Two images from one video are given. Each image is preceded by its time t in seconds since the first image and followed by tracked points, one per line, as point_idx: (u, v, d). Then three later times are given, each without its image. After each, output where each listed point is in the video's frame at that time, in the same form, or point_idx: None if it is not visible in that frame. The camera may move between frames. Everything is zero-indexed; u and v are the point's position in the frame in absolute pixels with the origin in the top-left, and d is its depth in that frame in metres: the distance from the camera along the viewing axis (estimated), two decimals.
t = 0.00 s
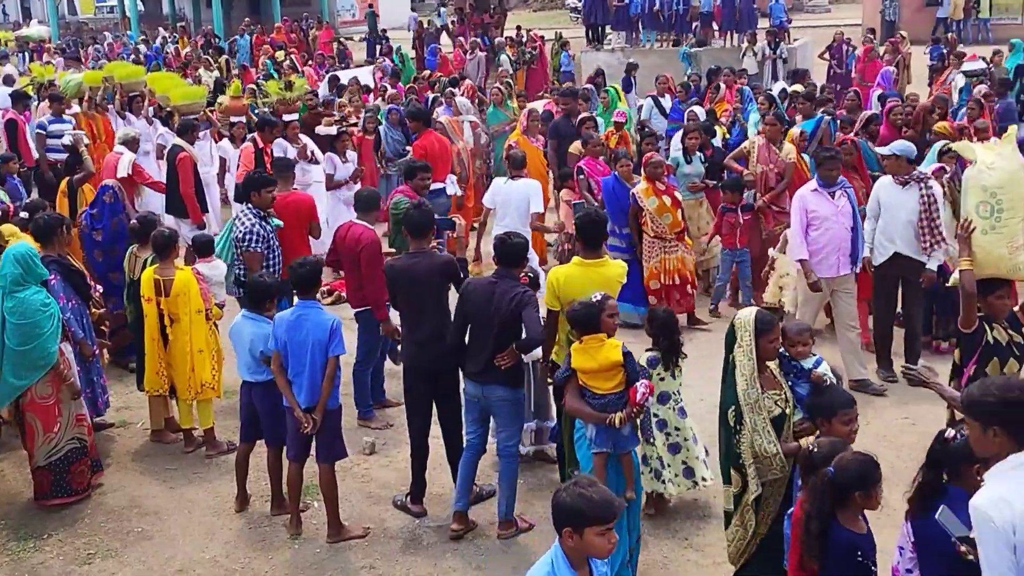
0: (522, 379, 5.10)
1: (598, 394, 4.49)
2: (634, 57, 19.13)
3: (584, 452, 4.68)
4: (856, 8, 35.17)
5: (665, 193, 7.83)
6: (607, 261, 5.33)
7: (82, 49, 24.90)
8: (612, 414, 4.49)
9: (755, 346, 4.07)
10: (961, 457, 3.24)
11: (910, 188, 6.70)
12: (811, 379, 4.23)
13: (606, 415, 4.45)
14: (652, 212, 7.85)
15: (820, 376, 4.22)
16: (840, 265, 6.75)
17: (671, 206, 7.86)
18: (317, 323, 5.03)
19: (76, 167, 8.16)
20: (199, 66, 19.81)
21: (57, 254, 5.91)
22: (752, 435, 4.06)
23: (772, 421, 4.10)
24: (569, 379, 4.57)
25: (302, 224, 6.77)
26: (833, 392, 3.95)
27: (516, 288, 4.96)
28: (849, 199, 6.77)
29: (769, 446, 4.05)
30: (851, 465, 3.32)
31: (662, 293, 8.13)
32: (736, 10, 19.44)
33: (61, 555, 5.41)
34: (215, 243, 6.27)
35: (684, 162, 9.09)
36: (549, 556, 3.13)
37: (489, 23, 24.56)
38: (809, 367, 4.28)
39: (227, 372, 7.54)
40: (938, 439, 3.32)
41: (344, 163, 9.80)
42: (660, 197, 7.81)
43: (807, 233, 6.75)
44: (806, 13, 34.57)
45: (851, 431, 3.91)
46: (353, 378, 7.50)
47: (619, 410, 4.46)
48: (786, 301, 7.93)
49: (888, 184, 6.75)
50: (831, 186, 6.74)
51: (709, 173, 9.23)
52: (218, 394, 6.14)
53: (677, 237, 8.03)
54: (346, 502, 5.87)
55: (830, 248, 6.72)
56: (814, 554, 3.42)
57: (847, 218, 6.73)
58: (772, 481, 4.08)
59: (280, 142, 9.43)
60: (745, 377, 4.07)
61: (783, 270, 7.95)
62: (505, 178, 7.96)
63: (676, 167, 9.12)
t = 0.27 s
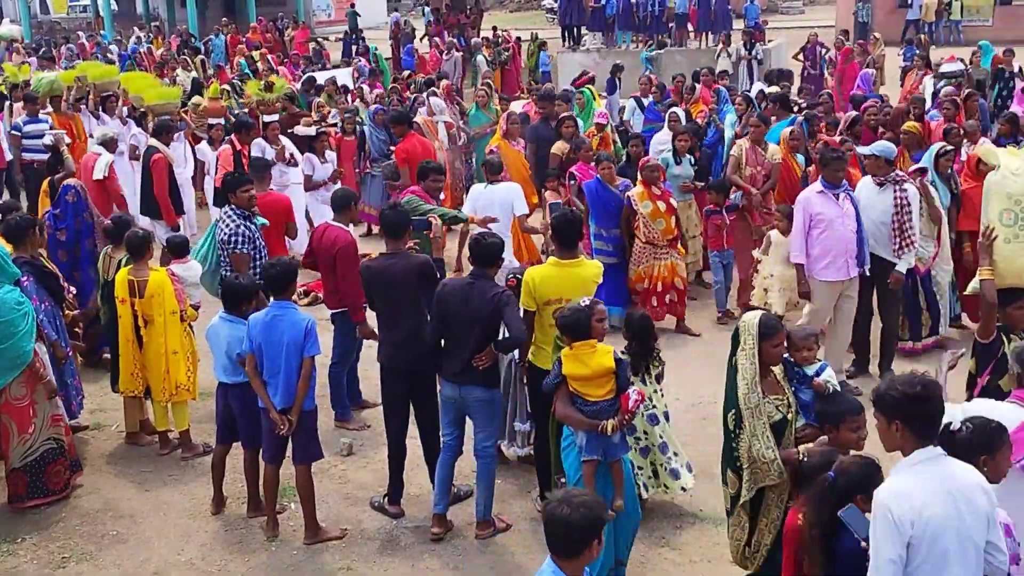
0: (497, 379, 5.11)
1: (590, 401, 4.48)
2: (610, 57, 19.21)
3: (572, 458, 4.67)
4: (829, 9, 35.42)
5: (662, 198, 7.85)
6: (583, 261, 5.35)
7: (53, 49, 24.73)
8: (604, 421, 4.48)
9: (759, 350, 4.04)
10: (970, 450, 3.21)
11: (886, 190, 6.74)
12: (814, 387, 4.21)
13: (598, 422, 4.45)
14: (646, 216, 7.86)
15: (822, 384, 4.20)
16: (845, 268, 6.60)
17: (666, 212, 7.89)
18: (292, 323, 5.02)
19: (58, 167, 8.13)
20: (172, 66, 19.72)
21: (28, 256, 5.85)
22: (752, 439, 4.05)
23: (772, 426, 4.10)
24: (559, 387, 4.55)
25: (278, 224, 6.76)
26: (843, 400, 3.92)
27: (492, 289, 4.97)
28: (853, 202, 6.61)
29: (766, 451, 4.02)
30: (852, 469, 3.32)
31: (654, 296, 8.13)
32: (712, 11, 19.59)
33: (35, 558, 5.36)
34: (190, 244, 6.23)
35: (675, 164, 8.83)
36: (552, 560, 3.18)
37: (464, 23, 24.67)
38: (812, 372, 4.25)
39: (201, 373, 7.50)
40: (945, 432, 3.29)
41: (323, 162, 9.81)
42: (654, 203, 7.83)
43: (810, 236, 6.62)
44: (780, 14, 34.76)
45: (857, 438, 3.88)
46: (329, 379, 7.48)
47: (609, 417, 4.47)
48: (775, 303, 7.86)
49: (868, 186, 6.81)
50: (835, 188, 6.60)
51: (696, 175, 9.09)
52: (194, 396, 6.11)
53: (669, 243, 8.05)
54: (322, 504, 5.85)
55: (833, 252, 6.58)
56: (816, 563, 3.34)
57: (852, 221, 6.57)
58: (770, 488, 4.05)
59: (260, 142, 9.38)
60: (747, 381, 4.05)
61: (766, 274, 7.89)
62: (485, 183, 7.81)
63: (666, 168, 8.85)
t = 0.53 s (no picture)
0: (476, 381, 5.08)
1: (588, 410, 4.53)
2: (593, 57, 19.23)
3: (567, 465, 4.72)
4: (811, 8, 35.57)
5: (672, 200, 7.87)
6: (566, 261, 5.35)
7: (33, 51, 24.56)
8: (600, 430, 4.52)
9: (756, 359, 4.05)
10: (978, 455, 3.11)
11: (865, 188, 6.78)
12: (816, 393, 4.14)
13: (594, 430, 4.49)
14: (656, 216, 7.89)
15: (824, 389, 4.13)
16: (848, 270, 6.44)
17: (675, 213, 7.90)
18: (275, 326, 4.99)
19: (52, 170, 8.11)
20: (153, 68, 19.61)
21: (9, 259, 5.80)
22: (748, 448, 4.09)
23: (771, 434, 4.11)
24: (558, 393, 4.59)
25: (262, 226, 6.74)
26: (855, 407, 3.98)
27: (462, 289, 4.96)
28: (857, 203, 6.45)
29: (763, 461, 4.05)
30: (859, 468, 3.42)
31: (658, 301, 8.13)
32: (694, 11, 19.63)
33: (18, 564, 5.32)
34: (172, 246, 6.20)
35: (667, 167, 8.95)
36: (563, 567, 3.07)
37: (447, 24, 24.66)
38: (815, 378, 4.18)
39: (184, 377, 7.46)
40: (955, 435, 3.20)
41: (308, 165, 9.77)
42: (665, 202, 7.87)
43: (813, 237, 6.45)
44: (762, 13, 34.87)
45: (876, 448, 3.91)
46: (313, 381, 7.46)
47: (605, 426, 4.50)
48: (765, 306, 8.01)
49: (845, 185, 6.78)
50: (840, 190, 6.42)
51: (688, 177, 9.14)
52: (178, 399, 6.08)
53: (677, 244, 8.05)
54: (307, 507, 5.83)
55: (837, 255, 6.43)
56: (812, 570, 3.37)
57: (856, 222, 6.40)
58: (765, 496, 4.09)
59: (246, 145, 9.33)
60: (744, 392, 4.07)
61: (755, 276, 8.05)
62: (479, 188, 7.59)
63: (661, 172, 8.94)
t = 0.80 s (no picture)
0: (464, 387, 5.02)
1: (611, 418, 4.45)
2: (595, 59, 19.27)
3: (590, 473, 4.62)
4: (809, 11, 35.69)
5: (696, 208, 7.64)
6: (567, 262, 5.34)
7: (34, 53, 24.56)
8: (622, 439, 4.44)
9: (771, 371, 4.00)
10: None
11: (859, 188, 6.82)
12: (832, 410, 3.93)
13: (616, 438, 4.40)
14: (680, 224, 7.66)
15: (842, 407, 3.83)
16: (873, 277, 6.37)
17: (699, 221, 7.66)
18: (278, 329, 4.98)
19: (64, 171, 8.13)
20: (155, 69, 19.63)
21: (11, 261, 5.78)
22: (769, 463, 3.94)
23: (788, 450, 3.93)
24: (582, 400, 4.56)
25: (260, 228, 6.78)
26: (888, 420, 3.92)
27: (443, 291, 4.92)
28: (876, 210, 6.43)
29: (785, 473, 3.90)
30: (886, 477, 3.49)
31: (682, 311, 8.03)
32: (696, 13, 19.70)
33: (19, 567, 5.30)
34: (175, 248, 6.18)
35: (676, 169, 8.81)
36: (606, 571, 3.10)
37: (448, 26, 24.70)
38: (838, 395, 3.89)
39: (186, 379, 7.45)
40: (1003, 460, 3.13)
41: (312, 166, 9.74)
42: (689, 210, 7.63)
43: (836, 246, 6.39)
44: (762, 15, 34.98)
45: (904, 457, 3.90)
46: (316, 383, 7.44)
47: (626, 435, 4.41)
48: (775, 308, 7.95)
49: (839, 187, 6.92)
50: (860, 196, 6.39)
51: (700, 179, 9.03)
52: (179, 401, 6.06)
53: (700, 251, 7.85)
54: (309, 509, 5.82)
55: (863, 262, 6.35)
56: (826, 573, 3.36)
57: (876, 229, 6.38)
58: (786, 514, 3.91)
59: (251, 147, 9.30)
60: (758, 407, 4.00)
61: (765, 279, 7.98)
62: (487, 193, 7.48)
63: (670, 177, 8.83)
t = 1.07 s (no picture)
0: (455, 387, 4.95)
1: (638, 418, 4.38)
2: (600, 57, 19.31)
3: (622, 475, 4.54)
4: (811, 10, 35.77)
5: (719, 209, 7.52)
6: (571, 257, 5.34)
7: (39, 50, 24.59)
8: (651, 439, 4.36)
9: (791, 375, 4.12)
10: None
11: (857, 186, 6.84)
12: (841, 419, 4.14)
13: (645, 439, 4.33)
14: (704, 225, 7.56)
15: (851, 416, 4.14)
16: (895, 277, 6.37)
17: (725, 222, 7.57)
18: (262, 328, 4.95)
19: (70, 167, 8.13)
20: (160, 66, 19.66)
21: (17, 258, 5.77)
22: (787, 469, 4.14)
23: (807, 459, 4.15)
24: (611, 399, 4.49)
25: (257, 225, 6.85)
26: (911, 430, 3.93)
27: (432, 288, 4.90)
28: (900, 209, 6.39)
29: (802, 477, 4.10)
30: (908, 484, 3.46)
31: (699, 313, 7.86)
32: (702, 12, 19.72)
33: (23, 565, 5.28)
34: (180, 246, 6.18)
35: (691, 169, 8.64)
36: None
37: (454, 24, 24.73)
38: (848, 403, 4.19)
39: (192, 377, 7.45)
40: None
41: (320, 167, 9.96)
42: (714, 211, 7.54)
43: (858, 244, 6.38)
44: (765, 14, 35.04)
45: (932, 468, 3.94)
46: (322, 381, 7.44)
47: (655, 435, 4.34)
48: (792, 307, 7.96)
49: (838, 183, 6.91)
50: (882, 195, 6.37)
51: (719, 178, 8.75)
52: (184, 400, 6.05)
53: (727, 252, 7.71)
54: (315, 507, 5.81)
55: (883, 260, 6.34)
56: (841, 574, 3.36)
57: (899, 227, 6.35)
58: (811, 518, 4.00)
59: (258, 145, 9.32)
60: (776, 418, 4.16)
61: (783, 278, 8.00)
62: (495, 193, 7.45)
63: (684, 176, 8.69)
